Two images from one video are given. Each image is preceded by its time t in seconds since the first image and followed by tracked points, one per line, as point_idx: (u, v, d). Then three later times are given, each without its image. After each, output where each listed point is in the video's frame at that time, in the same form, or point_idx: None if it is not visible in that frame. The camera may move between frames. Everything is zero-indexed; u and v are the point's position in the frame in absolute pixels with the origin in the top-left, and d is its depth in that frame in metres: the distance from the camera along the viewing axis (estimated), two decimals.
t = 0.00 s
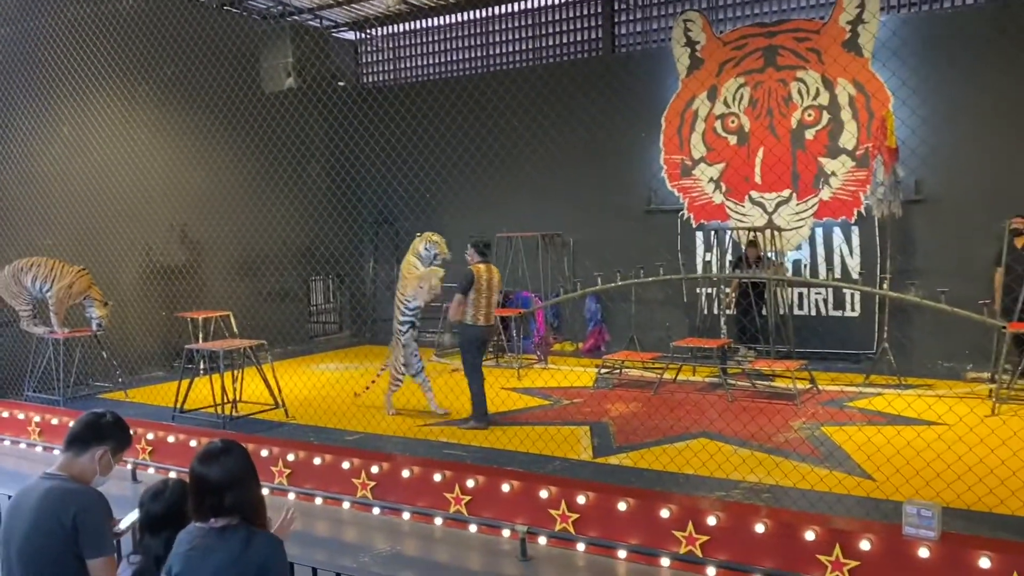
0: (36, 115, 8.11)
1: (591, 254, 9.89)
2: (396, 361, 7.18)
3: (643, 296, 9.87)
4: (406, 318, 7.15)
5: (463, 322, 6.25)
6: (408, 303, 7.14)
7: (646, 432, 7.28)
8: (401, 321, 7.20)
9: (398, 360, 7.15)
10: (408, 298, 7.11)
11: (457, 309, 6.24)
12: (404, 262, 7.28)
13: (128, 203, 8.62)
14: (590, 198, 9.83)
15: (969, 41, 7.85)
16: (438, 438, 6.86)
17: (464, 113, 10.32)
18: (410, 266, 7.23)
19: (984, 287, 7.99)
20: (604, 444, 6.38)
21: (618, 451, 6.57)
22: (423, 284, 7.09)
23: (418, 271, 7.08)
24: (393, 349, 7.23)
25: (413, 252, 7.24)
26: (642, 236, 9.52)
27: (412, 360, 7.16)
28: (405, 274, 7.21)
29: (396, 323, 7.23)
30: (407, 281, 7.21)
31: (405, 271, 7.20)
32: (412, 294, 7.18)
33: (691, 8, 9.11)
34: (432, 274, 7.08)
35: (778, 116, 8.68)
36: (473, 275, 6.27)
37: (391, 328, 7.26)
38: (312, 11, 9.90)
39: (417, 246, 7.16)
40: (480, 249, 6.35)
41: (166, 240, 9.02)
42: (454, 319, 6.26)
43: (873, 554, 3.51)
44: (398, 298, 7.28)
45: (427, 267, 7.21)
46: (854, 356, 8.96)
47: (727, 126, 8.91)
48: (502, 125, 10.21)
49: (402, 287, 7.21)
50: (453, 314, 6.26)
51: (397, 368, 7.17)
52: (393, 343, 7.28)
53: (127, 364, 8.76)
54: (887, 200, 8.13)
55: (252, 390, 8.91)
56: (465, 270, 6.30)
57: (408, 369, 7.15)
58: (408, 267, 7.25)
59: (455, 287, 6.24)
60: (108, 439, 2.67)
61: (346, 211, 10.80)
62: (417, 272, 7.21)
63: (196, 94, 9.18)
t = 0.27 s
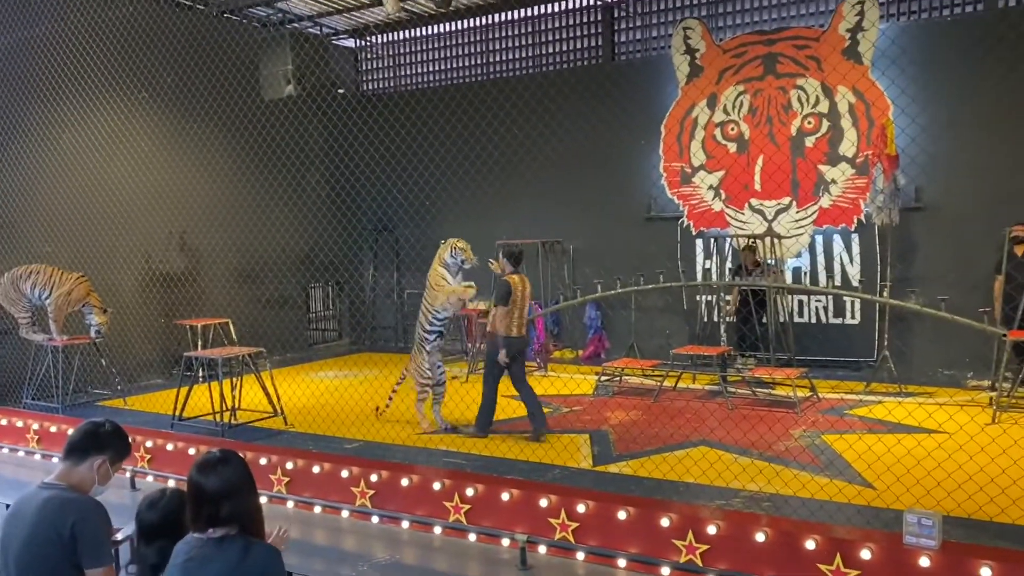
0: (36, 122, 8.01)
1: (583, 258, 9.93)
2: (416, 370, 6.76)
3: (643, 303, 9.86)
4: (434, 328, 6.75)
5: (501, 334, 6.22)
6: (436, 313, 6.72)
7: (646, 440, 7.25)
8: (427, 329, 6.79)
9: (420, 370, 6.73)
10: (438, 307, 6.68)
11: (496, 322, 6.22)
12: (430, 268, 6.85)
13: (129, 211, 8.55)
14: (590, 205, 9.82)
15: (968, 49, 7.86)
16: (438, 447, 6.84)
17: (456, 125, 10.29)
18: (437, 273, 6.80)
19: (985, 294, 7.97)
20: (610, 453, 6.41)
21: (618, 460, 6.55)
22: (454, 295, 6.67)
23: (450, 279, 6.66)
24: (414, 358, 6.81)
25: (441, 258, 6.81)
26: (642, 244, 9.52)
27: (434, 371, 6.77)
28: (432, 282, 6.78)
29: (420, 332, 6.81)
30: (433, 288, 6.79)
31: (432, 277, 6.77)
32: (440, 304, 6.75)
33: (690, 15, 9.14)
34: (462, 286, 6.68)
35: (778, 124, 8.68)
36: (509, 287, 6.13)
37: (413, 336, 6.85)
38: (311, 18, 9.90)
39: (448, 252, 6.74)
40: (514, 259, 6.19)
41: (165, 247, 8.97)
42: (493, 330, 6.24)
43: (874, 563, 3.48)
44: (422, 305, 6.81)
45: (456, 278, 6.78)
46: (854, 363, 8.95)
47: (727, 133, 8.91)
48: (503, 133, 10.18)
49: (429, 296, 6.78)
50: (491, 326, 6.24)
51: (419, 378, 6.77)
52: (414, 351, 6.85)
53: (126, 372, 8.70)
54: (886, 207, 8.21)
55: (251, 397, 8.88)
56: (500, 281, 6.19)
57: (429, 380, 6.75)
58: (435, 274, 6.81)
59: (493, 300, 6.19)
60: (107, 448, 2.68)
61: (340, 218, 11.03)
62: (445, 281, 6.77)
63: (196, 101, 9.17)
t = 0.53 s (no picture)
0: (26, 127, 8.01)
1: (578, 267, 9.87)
2: (438, 382, 6.53)
3: (634, 310, 9.86)
4: (456, 337, 6.44)
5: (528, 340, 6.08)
6: (458, 322, 6.38)
7: (637, 447, 7.25)
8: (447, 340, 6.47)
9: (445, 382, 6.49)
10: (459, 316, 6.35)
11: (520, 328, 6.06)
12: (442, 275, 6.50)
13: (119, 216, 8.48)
14: (582, 212, 9.83)
15: (957, 58, 7.90)
16: (428, 453, 6.83)
17: (444, 134, 10.31)
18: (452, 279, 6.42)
19: (975, 302, 8.01)
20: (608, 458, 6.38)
21: (608, 467, 6.54)
22: (473, 301, 6.36)
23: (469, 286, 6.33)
24: (435, 369, 6.57)
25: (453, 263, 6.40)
26: (633, 250, 9.52)
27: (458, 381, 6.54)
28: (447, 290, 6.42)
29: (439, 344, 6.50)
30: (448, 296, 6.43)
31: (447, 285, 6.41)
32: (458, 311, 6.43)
33: (682, 23, 9.17)
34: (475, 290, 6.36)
35: (768, 132, 8.71)
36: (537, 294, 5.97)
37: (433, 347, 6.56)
38: (303, 24, 9.93)
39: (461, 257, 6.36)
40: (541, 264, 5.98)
41: (156, 253, 8.90)
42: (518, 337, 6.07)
43: (864, 570, 3.48)
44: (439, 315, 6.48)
45: (469, 281, 6.44)
46: (845, 371, 8.96)
47: (718, 141, 8.93)
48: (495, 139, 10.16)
49: (444, 305, 6.45)
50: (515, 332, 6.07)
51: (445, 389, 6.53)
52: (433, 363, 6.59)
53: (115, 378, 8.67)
54: (876, 216, 8.24)
55: (241, 404, 8.84)
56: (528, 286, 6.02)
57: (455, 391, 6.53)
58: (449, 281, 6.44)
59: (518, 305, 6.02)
60: (95, 454, 2.64)
61: (331, 223, 10.98)
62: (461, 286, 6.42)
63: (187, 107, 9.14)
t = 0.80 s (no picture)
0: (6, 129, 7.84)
1: (566, 274, 9.83)
2: (445, 388, 6.50)
3: (616, 317, 9.89)
4: (463, 341, 6.51)
5: (540, 349, 5.98)
6: (465, 324, 6.48)
7: (618, 453, 7.26)
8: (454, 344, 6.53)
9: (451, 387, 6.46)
10: (466, 317, 6.46)
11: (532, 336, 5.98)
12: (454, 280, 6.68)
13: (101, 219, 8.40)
14: (565, 218, 9.85)
15: (937, 69, 8.00)
16: (410, 459, 6.81)
17: (438, 137, 10.35)
18: (464, 283, 6.63)
19: (953, 311, 8.10)
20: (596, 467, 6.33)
21: (589, 473, 6.55)
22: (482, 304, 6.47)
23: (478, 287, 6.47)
24: (443, 376, 6.55)
25: (467, 267, 6.69)
26: (617, 257, 9.56)
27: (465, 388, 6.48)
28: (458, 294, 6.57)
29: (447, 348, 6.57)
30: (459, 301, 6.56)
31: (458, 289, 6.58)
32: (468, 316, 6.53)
33: (665, 32, 9.22)
34: (489, 292, 6.45)
35: (750, 141, 8.78)
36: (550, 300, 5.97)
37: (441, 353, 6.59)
38: (287, 28, 9.90)
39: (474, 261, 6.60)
40: (556, 270, 6.04)
41: (137, 257, 8.83)
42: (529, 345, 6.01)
43: None
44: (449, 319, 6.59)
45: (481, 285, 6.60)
46: (825, 378, 9.02)
47: (700, 149, 8.98)
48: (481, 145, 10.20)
49: (455, 308, 6.56)
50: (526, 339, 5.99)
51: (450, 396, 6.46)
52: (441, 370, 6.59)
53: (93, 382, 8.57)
54: (856, 225, 8.25)
55: (221, 408, 8.79)
56: (542, 293, 6.03)
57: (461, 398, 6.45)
58: (461, 286, 6.64)
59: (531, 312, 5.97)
60: (71, 460, 2.65)
61: (314, 227, 10.91)
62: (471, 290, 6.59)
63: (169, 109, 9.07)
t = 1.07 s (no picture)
0: None
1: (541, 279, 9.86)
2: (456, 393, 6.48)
3: (592, 322, 9.92)
4: (476, 347, 6.43)
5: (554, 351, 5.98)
6: (478, 331, 6.37)
7: (593, 458, 7.28)
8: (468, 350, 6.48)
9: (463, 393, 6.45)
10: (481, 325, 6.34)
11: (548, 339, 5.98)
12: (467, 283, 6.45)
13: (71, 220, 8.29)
14: (542, 223, 9.86)
15: (909, 80, 8.14)
16: (384, 463, 6.78)
17: (414, 140, 10.32)
18: (477, 288, 6.41)
19: (924, 318, 8.21)
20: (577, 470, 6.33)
21: (564, 477, 6.56)
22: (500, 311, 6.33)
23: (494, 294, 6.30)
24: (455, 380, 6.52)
25: (479, 270, 6.45)
26: (593, 262, 9.59)
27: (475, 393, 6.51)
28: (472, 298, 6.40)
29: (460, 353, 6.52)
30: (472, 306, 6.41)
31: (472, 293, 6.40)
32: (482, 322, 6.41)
33: (642, 39, 9.30)
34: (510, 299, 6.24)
35: (725, 147, 8.86)
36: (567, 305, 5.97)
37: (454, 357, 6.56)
38: (264, 30, 9.87)
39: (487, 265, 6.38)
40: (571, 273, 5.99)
41: (109, 257, 8.73)
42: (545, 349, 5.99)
43: None
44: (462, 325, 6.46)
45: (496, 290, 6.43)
46: (798, 383, 9.10)
47: (676, 155, 9.05)
48: (459, 148, 10.21)
49: (469, 314, 6.40)
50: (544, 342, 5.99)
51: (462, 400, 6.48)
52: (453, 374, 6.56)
53: (63, 385, 8.43)
54: (829, 232, 8.35)
55: (194, 412, 8.70)
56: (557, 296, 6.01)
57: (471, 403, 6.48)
58: (474, 290, 6.42)
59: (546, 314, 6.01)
60: (37, 462, 2.64)
61: (290, 226, 10.86)
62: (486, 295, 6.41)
63: (143, 108, 8.97)
